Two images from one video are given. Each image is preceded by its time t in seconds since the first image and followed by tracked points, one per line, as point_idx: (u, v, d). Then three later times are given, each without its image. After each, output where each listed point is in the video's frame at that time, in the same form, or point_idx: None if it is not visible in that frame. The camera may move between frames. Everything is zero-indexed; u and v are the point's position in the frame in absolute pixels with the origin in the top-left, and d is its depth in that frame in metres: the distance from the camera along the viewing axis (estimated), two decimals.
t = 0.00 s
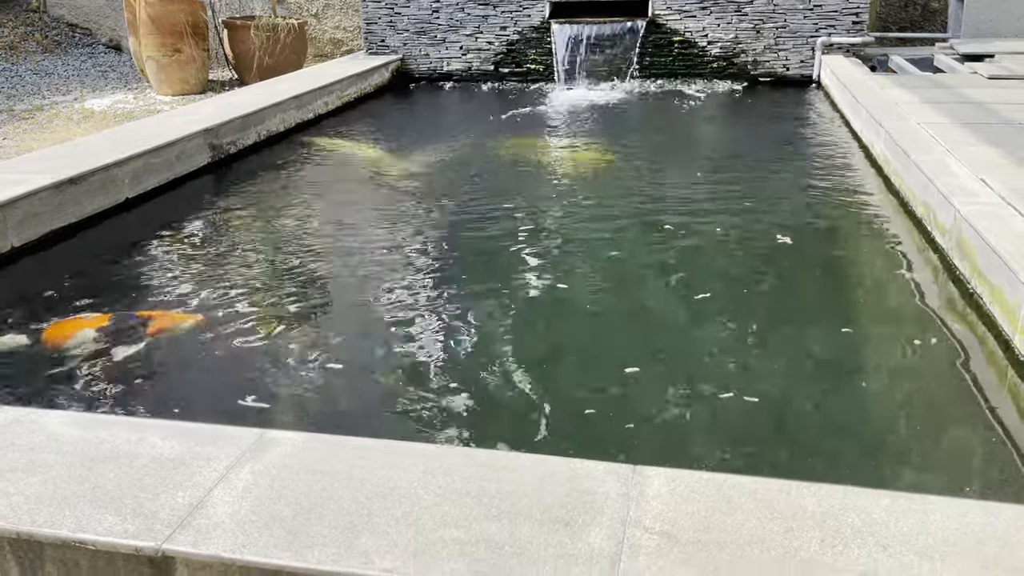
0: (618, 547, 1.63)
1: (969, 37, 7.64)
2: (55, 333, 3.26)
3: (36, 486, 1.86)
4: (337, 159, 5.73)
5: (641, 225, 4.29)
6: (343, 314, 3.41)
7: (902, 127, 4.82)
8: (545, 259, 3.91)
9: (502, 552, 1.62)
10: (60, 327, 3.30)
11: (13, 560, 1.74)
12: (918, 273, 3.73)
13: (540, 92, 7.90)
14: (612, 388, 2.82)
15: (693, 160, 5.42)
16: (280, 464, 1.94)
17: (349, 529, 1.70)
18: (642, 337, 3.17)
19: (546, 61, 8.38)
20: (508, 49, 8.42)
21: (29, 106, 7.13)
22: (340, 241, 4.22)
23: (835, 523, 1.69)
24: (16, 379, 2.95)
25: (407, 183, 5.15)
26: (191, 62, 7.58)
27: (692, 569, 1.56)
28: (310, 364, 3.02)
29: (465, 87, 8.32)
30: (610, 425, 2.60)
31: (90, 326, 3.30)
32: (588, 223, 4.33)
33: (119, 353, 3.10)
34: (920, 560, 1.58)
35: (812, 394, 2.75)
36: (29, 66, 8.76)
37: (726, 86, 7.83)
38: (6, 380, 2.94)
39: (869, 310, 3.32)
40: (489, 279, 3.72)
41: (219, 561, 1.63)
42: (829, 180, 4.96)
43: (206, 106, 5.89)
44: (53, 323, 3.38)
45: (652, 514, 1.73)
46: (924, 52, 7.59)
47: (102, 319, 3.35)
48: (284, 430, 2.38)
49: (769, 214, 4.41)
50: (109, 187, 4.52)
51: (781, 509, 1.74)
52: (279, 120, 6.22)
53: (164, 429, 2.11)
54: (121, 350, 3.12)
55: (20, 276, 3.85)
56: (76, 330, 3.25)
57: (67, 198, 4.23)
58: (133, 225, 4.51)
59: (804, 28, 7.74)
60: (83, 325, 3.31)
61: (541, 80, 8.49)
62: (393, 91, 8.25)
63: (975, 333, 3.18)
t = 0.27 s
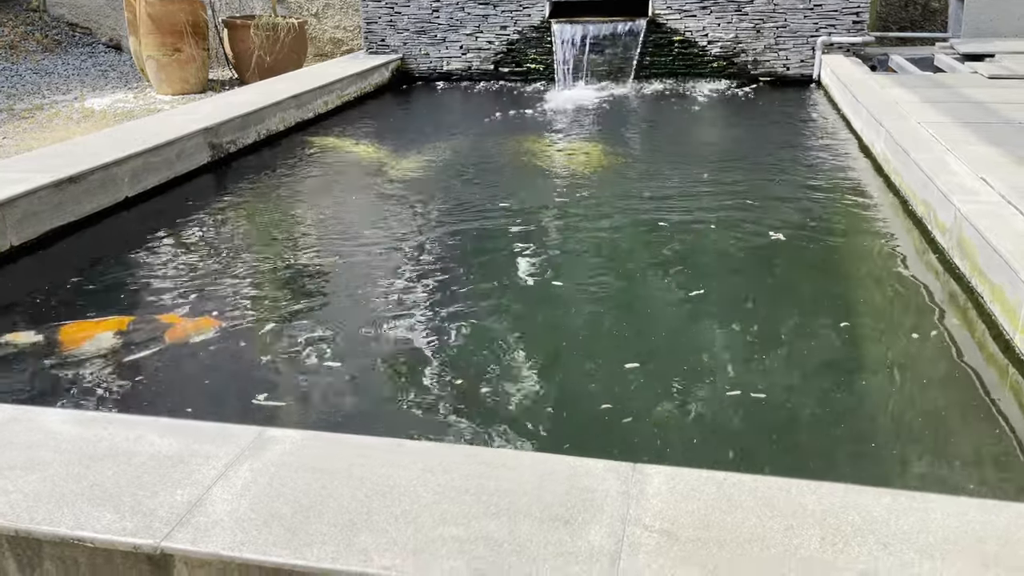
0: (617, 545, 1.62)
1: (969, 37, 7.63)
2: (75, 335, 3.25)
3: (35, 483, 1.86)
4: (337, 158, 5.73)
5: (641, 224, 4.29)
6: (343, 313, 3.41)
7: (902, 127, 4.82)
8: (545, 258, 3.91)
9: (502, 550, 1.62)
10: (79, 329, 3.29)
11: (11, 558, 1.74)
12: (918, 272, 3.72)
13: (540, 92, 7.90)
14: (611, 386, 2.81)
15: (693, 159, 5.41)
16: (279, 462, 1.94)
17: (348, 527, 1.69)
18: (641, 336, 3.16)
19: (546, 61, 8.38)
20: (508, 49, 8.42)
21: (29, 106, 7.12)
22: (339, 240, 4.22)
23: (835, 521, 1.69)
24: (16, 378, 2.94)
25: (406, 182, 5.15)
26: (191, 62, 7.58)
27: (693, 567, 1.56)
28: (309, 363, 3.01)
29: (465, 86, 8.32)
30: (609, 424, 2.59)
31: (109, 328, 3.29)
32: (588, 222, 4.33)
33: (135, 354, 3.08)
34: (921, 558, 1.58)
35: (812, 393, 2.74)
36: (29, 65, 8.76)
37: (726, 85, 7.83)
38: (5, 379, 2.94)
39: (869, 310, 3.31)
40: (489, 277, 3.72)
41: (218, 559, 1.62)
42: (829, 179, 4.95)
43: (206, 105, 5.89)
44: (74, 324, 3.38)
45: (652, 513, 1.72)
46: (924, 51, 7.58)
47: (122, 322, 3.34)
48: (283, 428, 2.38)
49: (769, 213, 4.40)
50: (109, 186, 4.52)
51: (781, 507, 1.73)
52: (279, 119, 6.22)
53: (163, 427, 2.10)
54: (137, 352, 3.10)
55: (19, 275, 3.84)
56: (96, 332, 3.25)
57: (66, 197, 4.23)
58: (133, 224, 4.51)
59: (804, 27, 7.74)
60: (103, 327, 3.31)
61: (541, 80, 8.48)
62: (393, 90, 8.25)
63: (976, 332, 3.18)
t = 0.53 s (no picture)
0: (618, 545, 1.62)
1: (969, 37, 7.63)
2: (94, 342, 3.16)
3: (36, 482, 1.86)
4: (337, 158, 5.73)
5: (641, 224, 4.29)
6: (343, 313, 3.41)
7: (903, 127, 4.82)
8: (545, 258, 3.91)
9: (503, 550, 1.62)
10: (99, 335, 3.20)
11: (12, 557, 1.74)
12: (919, 272, 3.72)
13: (541, 92, 7.90)
14: (612, 387, 2.82)
15: (694, 159, 5.41)
16: (281, 461, 1.94)
17: (349, 527, 1.69)
18: (642, 336, 3.16)
19: (546, 61, 8.38)
20: (509, 49, 8.42)
21: (30, 105, 7.13)
22: (340, 240, 4.22)
23: (836, 521, 1.69)
24: (16, 379, 2.95)
25: (407, 182, 5.15)
26: (191, 61, 7.58)
27: (693, 567, 1.56)
28: (310, 363, 3.01)
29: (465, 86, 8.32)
30: (610, 424, 2.59)
31: (130, 334, 3.20)
32: (589, 223, 4.33)
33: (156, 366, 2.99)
34: (921, 558, 1.58)
35: (813, 393, 2.74)
36: (30, 65, 8.76)
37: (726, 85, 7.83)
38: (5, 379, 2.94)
39: (870, 310, 3.31)
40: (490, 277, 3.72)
41: (219, 558, 1.62)
42: (829, 180, 4.95)
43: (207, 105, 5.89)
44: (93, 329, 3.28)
45: (652, 512, 1.72)
46: (925, 52, 7.58)
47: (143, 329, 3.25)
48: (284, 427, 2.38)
49: (769, 213, 4.41)
50: (109, 185, 4.52)
51: (782, 507, 1.73)
52: (279, 119, 6.21)
53: (164, 426, 2.10)
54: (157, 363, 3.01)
55: (20, 274, 3.85)
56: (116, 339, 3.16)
57: (67, 196, 4.23)
58: (134, 223, 4.51)
59: (805, 28, 7.74)
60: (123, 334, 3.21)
61: (542, 80, 8.48)
62: (394, 90, 8.25)
63: (976, 333, 3.18)
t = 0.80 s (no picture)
0: (618, 545, 1.62)
1: (970, 38, 7.63)
2: (117, 346, 3.12)
3: (36, 481, 1.86)
4: (338, 158, 5.73)
5: (642, 224, 4.28)
6: (343, 313, 3.41)
7: (904, 127, 4.82)
8: (546, 258, 3.91)
9: (502, 549, 1.62)
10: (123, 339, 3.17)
11: (11, 556, 1.74)
12: (919, 272, 3.72)
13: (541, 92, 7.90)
14: (612, 387, 2.81)
15: (694, 160, 5.41)
16: (280, 461, 1.94)
17: (349, 526, 1.69)
18: (642, 335, 3.16)
19: (547, 61, 8.38)
20: (509, 49, 8.42)
21: (30, 105, 7.13)
22: (340, 240, 4.22)
23: (837, 521, 1.69)
24: (16, 379, 2.94)
25: (408, 182, 5.15)
26: (192, 61, 7.58)
27: (694, 566, 1.56)
28: (310, 363, 3.01)
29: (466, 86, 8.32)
30: (610, 424, 2.59)
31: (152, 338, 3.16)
32: (589, 223, 4.33)
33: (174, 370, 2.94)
34: (921, 558, 1.57)
35: (813, 394, 2.74)
36: (30, 65, 8.76)
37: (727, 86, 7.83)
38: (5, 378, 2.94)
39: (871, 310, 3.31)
40: (490, 278, 3.72)
41: (219, 558, 1.62)
42: (830, 180, 4.95)
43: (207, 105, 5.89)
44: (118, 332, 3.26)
45: (652, 512, 1.72)
46: (926, 52, 7.58)
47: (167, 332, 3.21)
48: (285, 427, 2.38)
49: (770, 213, 4.41)
50: (110, 185, 4.52)
51: (783, 507, 1.73)
52: (279, 119, 6.21)
53: (164, 425, 2.10)
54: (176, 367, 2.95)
55: (20, 273, 3.84)
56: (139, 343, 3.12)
57: (67, 196, 4.22)
58: (134, 223, 4.51)
59: (806, 28, 7.73)
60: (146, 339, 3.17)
61: (542, 80, 8.49)
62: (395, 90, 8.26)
63: (977, 333, 3.18)
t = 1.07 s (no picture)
0: (621, 543, 1.62)
1: (971, 38, 7.63)
2: (140, 351, 3.09)
3: (38, 479, 1.86)
4: (339, 158, 5.73)
5: (643, 224, 4.29)
6: (344, 313, 3.41)
7: (905, 128, 4.82)
8: (547, 258, 3.91)
9: (504, 548, 1.62)
10: (148, 343, 3.14)
11: (14, 554, 1.74)
12: (921, 272, 3.72)
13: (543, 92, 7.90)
14: (613, 386, 2.82)
15: (695, 160, 5.41)
16: (282, 459, 1.94)
17: (351, 524, 1.69)
18: (642, 335, 3.17)
19: (548, 61, 8.38)
20: (511, 49, 8.42)
21: (31, 105, 7.13)
22: (342, 239, 4.21)
23: (839, 520, 1.69)
24: (18, 378, 2.95)
25: (409, 182, 5.15)
26: (193, 61, 7.58)
27: (696, 565, 1.56)
28: (312, 362, 3.01)
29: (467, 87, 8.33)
30: (610, 423, 2.60)
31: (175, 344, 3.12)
32: (590, 223, 4.33)
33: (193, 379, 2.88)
34: (924, 557, 1.57)
35: (815, 394, 2.74)
36: (31, 65, 8.76)
37: (728, 86, 7.83)
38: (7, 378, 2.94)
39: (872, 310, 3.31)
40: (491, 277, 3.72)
41: (222, 556, 1.62)
42: (831, 180, 4.96)
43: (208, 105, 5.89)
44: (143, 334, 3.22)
45: (655, 511, 1.72)
46: (927, 53, 7.58)
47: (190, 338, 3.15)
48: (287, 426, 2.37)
49: (771, 214, 4.41)
50: (111, 185, 4.52)
51: (785, 506, 1.73)
52: (280, 119, 6.21)
53: (167, 424, 2.10)
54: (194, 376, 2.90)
55: (22, 273, 3.85)
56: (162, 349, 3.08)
57: (69, 195, 4.23)
58: (136, 222, 4.51)
59: (807, 29, 7.73)
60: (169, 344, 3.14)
61: (543, 80, 8.49)
62: (396, 91, 8.26)
63: (979, 334, 3.17)
